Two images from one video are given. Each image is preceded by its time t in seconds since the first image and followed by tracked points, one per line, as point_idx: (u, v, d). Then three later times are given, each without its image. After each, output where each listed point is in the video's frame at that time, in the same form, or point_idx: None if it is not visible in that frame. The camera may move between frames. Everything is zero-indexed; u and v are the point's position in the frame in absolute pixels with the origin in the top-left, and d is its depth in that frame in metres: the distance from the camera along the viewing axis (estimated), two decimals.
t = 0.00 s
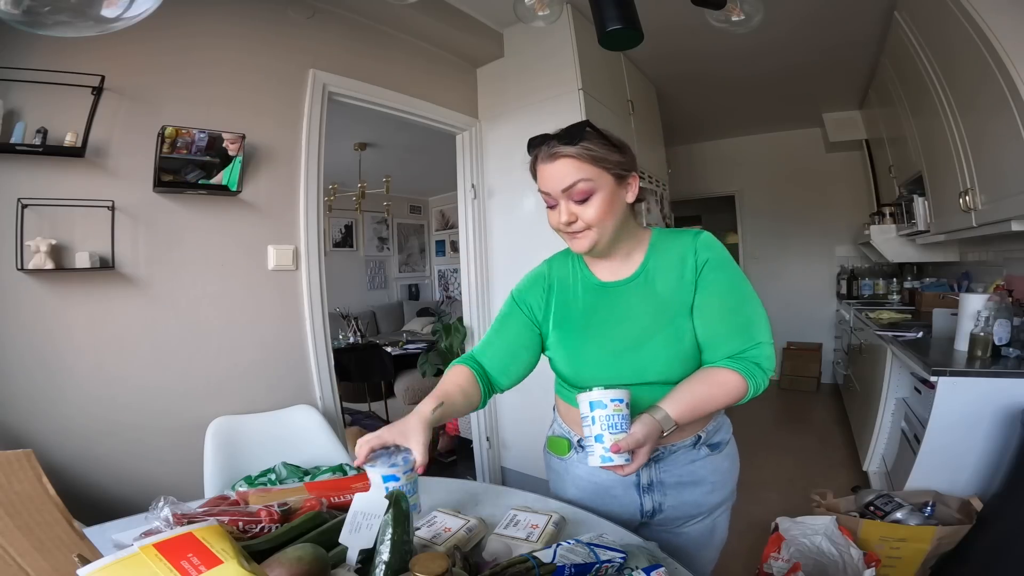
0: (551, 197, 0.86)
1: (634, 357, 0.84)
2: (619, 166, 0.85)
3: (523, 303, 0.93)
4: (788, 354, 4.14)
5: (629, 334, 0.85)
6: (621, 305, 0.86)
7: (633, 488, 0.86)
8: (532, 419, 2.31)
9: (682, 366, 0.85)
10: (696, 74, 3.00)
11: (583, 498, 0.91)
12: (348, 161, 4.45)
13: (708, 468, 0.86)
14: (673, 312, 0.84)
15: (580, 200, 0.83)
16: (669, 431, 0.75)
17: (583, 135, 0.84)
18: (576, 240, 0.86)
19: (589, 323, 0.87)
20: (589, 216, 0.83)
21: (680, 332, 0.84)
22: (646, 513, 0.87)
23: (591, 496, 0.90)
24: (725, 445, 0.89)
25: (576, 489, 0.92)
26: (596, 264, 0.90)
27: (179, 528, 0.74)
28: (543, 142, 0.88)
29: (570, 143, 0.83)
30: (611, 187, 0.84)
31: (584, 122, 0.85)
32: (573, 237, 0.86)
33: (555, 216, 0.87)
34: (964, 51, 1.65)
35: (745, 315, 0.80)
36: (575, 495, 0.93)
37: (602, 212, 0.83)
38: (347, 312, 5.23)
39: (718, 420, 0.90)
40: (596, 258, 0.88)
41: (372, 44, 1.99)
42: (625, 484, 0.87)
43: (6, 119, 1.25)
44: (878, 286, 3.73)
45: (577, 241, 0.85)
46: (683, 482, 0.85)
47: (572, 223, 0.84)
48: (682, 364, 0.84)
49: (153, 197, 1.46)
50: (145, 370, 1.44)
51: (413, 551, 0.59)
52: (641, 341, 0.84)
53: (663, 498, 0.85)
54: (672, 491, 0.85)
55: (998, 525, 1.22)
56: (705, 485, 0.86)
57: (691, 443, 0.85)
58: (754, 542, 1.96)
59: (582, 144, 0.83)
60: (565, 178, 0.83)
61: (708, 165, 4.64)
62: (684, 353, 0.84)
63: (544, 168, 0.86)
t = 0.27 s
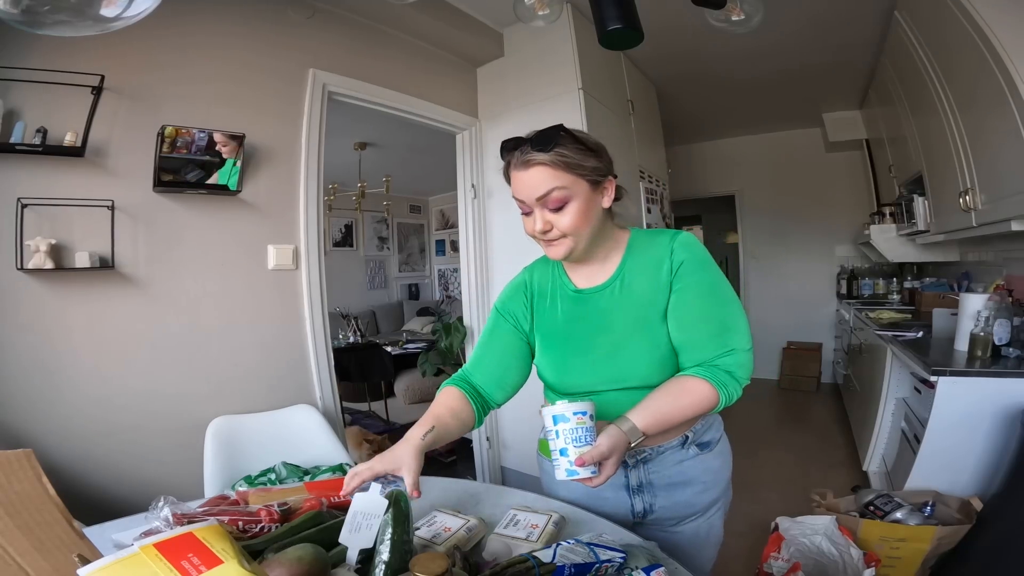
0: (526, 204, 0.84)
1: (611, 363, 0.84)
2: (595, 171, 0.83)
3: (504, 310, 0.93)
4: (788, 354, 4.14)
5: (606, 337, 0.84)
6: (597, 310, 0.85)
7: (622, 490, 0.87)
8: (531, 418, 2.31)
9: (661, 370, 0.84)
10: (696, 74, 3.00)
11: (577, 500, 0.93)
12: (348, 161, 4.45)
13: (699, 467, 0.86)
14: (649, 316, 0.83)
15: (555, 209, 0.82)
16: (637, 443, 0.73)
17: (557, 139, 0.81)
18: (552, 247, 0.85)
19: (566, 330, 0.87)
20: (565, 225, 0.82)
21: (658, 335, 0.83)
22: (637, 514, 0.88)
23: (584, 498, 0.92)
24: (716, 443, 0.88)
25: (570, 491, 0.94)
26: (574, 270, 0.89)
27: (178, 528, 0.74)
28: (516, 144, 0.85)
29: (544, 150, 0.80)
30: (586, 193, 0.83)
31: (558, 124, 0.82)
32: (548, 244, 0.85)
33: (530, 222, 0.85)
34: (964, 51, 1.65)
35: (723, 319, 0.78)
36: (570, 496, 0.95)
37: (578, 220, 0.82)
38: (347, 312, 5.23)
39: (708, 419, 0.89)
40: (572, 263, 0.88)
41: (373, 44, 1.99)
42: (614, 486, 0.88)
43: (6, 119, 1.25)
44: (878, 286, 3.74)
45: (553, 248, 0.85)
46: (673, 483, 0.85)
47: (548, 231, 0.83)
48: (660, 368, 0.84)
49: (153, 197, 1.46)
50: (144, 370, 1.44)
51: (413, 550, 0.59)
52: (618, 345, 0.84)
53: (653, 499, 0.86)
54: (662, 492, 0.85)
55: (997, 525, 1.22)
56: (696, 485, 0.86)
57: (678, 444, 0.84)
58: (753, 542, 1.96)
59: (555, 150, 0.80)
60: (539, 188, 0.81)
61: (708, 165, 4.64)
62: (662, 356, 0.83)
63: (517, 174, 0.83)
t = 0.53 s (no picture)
0: (516, 201, 0.85)
1: (587, 364, 0.84)
2: (587, 171, 0.83)
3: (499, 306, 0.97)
4: (788, 355, 4.14)
5: (582, 338, 0.84)
6: (574, 311, 0.85)
7: (610, 492, 0.88)
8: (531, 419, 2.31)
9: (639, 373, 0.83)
10: (696, 75, 3.00)
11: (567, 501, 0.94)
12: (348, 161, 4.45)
13: (687, 469, 0.85)
14: (626, 319, 0.82)
15: (545, 208, 0.82)
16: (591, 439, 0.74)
17: (549, 138, 0.81)
18: (541, 245, 0.85)
19: (546, 330, 0.88)
20: (554, 224, 0.82)
21: (636, 338, 0.82)
22: (626, 516, 0.89)
23: (574, 501, 0.93)
24: (704, 444, 0.88)
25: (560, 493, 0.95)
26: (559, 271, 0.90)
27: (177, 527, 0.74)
28: (508, 142, 0.85)
29: (535, 148, 0.81)
30: (577, 193, 0.83)
31: (551, 123, 0.82)
32: (538, 242, 0.85)
33: (520, 220, 0.85)
34: (964, 52, 1.65)
35: (698, 325, 0.76)
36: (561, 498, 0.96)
37: (567, 220, 0.82)
38: (347, 312, 5.23)
39: (697, 421, 0.88)
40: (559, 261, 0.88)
41: (373, 44, 1.99)
42: (602, 488, 0.89)
43: (7, 118, 1.26)
44: (878, 287, 3.74)
45: (543, 246, 0.85)
46: (660, 485, 0.85)
47: (537, 230, 0.83)
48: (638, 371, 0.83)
49: (153, 197, 1.46)
50: (144, 370, 1.44)
51: (413, 549, 0.59)
52: (595, 344, 0.84)
53: (641, 501, 0.86)
54: (649, 495, 0.85)
55: (997, 525, 1.22)
56: (685, 487, 0.86)
57: (664, 446, 0.83)
58: (753, 543, 1.96)
59: (547, 149, 0.81)
60: (530, 186, 0.81)
61: (708, 166, 4.64)
62: (640, 359, 0.83)
63: (508, 172, 0.83)
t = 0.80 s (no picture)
0: (513, 198, 0.84)
1: (576, 361, 0.84)
2: (585, 170, 0.83)
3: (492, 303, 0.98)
4: (788, 355, 4.14)
5: (571, 334, 0.84)
6: (565, 308, 0.86)
7: (605, 492, 0.87)
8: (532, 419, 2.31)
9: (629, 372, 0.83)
10: (696, 75, 3.00)
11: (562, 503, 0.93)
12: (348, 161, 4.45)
13: (683, 467, 0.85)
14: (617, 317, 0.82)
15: (541, 205, 0.82)
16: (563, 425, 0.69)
17: (549, 136, 0.81)
18: (536, 243, 0.85)
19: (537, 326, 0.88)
20: (550, 222, 0.82)
21: (627, 336, 0.82)
22: (624, 515, 0.88)
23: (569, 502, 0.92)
24: (699, 442, 0.88)
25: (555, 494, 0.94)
26: (555, 269, 0.90)
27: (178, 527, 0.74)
28: (507, 138, 0.85)
29: (535, 145, 0.80)
30: (574, 191, 0.83)
31: (551, 121, 0.82)
32: (533, 240, 0.85)
33: (516, 218, 0.85)
34: (964, 52, 1.65)
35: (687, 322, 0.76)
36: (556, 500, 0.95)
37: (563, 219, 0.82)
38: (347, 313, 5.23)
39: (691, 419, 0.89)
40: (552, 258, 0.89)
41: (373, 44, 1.99)
42: (597, 488, 0.88)
43: (7, 119, 1.26)
44: (878, 287, 3.74)
45: (538, 244, 0.85)
46: (657, 484, 0.85)
47: (534, 227, 0.83)
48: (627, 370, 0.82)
49: (153, 197, 1.46)
50: (143, 370, 1.44)
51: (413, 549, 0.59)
52: (585, 341, 0.83)
53: (637, 500, 0.86)
54: (645, 493, 0.85)
55: (997, 525, 1.22)
56: (680, 486, 0.86)
57: (660, 444, 0.84)
58: (753, 543, 1.96)
59: (546, 147, 0.80)
60: (528, 183, 0.80)
61: (708, 166, 4.64)
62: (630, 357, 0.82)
63: (506, 168, 0.83)
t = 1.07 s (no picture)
0: (506, 197, 0.84)
1: (579, 362, 0.84)
2: (579, 171, 0.84)
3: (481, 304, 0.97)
4: (788, 354, 4.14)
5: (574, 335, 0.84)
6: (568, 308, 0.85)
7: (607, 492, 0.86)
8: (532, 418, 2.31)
9: (632, 371, 0.82)
10: (696, 74, 3.00)
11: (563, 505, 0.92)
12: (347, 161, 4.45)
13: (682, 464, 0.86)
14: (621, 316, 0.82)
15: (534, 206, 0.82)
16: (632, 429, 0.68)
17: (544, 136, 0.82)
18: (527, 242, 0.85)
19: (537, 327, 0.87)
20: (542, 222, 0.82)
21: (630, 335, 0.82)
22: (626, 515, 0.87)
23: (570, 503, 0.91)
24: (696, 439, 0.89)
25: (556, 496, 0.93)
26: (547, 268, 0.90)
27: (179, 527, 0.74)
28: (502, 137, 0.85)
29: (529, 146, 0.81)
30: (567, 192, 0.83)
31: (546, 122, 0.83)
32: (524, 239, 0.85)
33: (508, 217, 0.85)
34: (964, 50, 1.65)
35: (699, 320, 0.77)
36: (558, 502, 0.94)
37: (555, 219, 0.82)
38: (347, 313, 5.23)
39: (689, 416, 0.90)
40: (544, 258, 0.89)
41: (373, 44, 1.99)
42: (598, 489, 0.87)
43: (6, 119, 1.26)
44: (878, 286, 3.74)
45: (529, 244, 0.85)
46: (658, 482, 0.85)
47: (525, 227, 0.83)
48: (631, 369, 0.82)
49: (153, 197, 1.46)
50: (143, 371, 1.44)
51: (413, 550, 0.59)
52: (588, 341, 0.83)
53: (639, 499, 0.85)
54: (646, 492, 0.85)
55: (998, 524, 1.22)
56: (681, 483, 0.86)
57: (659, 442, 0.84)
58: (754, 542, 1.96)
59: (541, 147, 0.81)
60: (522, 183, 0.81)
61: (708, 165, 4.64)
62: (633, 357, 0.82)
63: (499, 168, 0.83)
